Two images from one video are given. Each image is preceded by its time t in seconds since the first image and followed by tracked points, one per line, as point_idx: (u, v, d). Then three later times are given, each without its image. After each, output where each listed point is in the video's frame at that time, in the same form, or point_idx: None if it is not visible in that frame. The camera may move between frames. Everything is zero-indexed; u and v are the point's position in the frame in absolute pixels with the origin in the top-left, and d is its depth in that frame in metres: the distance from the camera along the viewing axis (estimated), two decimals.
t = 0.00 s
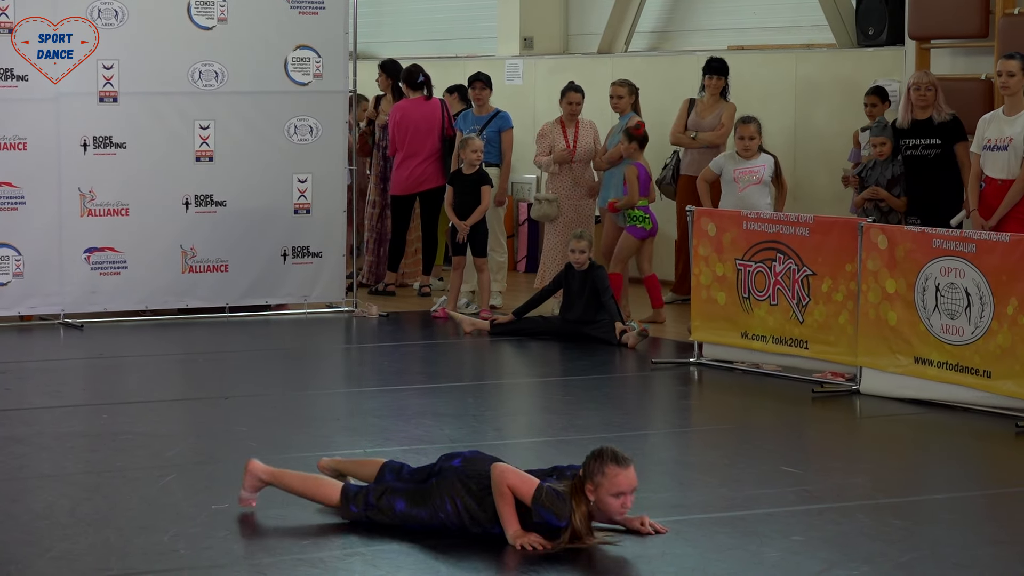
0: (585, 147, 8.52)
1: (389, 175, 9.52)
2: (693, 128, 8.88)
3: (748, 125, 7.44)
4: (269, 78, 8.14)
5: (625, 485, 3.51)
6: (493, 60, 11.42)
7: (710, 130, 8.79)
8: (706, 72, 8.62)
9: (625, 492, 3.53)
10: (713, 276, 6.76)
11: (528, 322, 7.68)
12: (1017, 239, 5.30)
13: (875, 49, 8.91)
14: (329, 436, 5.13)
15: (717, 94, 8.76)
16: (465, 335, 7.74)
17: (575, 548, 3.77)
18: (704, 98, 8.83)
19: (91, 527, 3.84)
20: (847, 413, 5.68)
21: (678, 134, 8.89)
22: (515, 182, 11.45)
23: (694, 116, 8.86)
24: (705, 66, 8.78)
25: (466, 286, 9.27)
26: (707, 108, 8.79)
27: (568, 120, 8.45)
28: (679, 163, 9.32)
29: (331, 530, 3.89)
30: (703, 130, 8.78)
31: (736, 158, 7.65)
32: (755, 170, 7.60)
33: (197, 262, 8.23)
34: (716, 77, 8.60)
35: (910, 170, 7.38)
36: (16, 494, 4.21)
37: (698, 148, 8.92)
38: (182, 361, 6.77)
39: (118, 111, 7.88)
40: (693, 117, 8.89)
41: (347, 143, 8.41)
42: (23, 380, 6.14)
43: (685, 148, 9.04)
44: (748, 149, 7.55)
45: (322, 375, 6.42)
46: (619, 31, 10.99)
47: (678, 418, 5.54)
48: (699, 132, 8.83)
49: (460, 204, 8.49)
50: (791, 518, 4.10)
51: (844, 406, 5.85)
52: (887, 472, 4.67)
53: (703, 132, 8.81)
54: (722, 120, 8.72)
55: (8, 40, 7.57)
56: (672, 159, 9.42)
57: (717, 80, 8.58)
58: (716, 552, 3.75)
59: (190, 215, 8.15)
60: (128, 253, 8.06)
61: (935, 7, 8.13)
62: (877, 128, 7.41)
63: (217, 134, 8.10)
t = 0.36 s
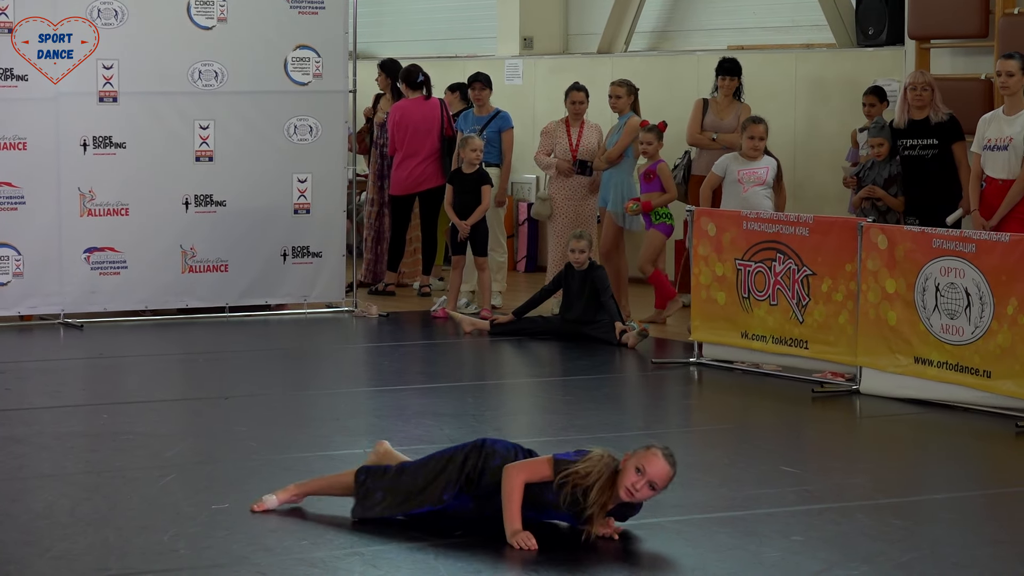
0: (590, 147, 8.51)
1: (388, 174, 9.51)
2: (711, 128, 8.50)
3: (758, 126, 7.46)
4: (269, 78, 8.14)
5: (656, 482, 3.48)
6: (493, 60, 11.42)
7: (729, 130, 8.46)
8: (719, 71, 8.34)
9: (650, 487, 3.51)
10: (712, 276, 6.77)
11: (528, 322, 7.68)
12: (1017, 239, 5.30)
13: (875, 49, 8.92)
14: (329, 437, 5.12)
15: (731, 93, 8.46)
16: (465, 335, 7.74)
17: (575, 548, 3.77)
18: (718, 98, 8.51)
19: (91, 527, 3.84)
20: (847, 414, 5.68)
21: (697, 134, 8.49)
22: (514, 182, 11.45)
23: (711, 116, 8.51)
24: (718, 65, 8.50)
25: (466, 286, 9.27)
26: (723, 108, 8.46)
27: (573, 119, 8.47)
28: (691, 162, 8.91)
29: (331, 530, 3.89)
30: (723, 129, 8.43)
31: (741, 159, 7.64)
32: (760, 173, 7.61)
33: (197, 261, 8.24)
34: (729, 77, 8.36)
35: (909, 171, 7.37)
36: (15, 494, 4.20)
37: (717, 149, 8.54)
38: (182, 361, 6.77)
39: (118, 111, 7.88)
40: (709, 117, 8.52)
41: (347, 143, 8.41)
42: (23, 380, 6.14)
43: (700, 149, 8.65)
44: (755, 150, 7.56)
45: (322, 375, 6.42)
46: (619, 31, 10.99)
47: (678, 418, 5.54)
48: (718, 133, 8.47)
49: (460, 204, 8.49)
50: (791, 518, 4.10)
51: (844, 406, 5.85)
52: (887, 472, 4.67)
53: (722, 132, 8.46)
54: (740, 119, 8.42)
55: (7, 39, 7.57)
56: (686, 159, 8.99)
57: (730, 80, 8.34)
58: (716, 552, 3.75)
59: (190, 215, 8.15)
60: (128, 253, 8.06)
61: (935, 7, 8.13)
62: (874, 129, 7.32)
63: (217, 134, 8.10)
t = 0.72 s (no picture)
0: (587, 145, 8.48)
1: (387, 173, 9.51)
2: (719, 131, 8.33)
3: (772, 125, 7.28)
4: (269, 78, 8.14)
5: (678, 484, 3.56)
6: (492, 61, 11.42)
7: (738, 132, 8.32)
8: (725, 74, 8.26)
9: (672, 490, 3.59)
10: (712, 276, 6.77)
11: (528, 322, 7.69)
12: (1016, 239, 5.30)
13: (874, 49, 8.92)
14: (328, 436, 5.12)
15: (735, 96, 8.36)
16: (464, 335, 7.74)
17: (575, 548, 3.77)
18: (722, 101, 8.37)
19: (90, 527, 3.84)
20: (847, 414, 5.67)
21: (706, 138, 8.30)
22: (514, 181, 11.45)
23: (718, 119, 8.34)
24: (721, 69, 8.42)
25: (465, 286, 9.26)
26: (730, 110, 8.33)
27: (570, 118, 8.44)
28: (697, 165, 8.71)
29: (330, 530, 3.89)
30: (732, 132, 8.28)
31: (755, 160, 7.51)
32: (773, 174, 7.48)
33: (197, 261, 8.23)
34: (733, 81, 8.30)
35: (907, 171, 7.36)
36: (15, 495, 4.20)
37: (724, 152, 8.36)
38: (181, 361, 6.77)
39: (118, 111, 7.88)
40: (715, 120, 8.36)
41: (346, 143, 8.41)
42: (23, 381, 6.13)
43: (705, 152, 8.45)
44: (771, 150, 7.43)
45: (322, 375, 6.42)
46: (618, 31, 10.99)
47: (677, 418, 5.54)
48: (727, 135, 8.32)
49: (457, 203, 8.48)
50: (791, 518, 4.10)
51: (843, 406, 5.85)
52: (886, 472, 4.67)
53: (731, 134, 8.30)
54: (748, 121, 8.30)
55: (7, 39, 7.57)
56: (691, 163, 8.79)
57: (733, 85, 8.29)
58: (717, 552, 3.74)
59: (189, 215, 8.14)
60: (128, 253, 8.06)
61: (935, 7, 8.13)
62: (870, 131, 7.41)
63: (216, 134, 8.10)
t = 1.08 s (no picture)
0: (578, 146, 8.47)
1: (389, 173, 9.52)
2: (725, 130, 8.35)
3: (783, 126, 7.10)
4: (270, 78, 8.14)
5: (678, 463, 3.79)
6: (493, 61, 11.42)
7: (744, 131, 8.37)
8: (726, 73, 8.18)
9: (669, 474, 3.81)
10: (713, 276, 6.77)
11: (529, 322, 7.69)
12: (1017, 240, 5.30)
13: (875, 49, 8.92)
14: (329, 437, 5.12)
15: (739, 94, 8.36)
16: (465, 335, 7.74)
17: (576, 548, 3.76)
18: (726, 100, 8.38)
19: (91, 527, 3.84)
20: (848, 414, 5.67)
21: (713, 137, 8.32)
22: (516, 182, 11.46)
23: (723, 118, 8.37)
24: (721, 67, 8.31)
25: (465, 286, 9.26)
26: (735, 109, 8.36)
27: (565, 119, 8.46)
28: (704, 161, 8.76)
29: (331, 530, 3.88)
30: (739, 131, 8.34)
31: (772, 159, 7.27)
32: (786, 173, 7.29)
33: (198, 262, 8.24)
34: (735, 80, 8.22)
35: (910, 171, 7.36)
36: (15, 495, 4.20)
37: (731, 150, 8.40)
38: (182, 361, 6.77)
39: (118, 111, 7.88)
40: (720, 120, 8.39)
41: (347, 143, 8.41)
42: (23, 381, 6.13)
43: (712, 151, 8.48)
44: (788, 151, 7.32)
45: (323, 376, 6.42)
46: (619, 31, 10.98)
47: (678, 418, 5.54)
48: (733, 134, 8.35)
49: (456, 204, 8.49)
50: (791, 518, 4.09)
51: (844, 406, 5.84)
52: (887, 472, 4.67)
53: (737, 133, 8.35)
54: (754, 120, 8.36)
55: (8, 40, 7.57)
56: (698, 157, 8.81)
57: (735, 84, 8.22)
58: (717, 552, 3.74)
59: (190, 216, 8.15)
60: (129, 253, 8.06)
61: (936, 7, 8.13)
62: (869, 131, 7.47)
63: (218, 134, 8.10)
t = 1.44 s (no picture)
0: (576, 146, 8.49)
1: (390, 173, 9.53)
2: (730, 130, 8.37)
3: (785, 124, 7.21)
4: (270, 79, 8.14)
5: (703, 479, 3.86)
6: (493, 61, 11.42)
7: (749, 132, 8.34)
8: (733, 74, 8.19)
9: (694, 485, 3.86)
10: (713, 276, 6.77)
11: (529, 322, 7.69)
12: (1018, 239, 5.30)
13: (875, 49, 8.92)
14: (329, 436, 5.13)
15: (744, 95, 8.33)
16: (465, 335, 7.75)
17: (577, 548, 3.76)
18: (731, 101, 8.38)
19: (91, 527, 3.84)
20: (848, 414, 5.67)
21: (718, 138, 8.35)
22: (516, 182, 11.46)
23: (728, 119, 8.37)
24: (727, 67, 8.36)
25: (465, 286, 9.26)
26: (740, 109, 8.33)
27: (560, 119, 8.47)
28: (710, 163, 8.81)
29: (331, 531, 3.88)
30: (743, 132, 8.31)
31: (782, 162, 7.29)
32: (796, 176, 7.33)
33: (198, 262, 8.24)
34: (739, 80, 8.24)
35: (911, 171, 7.36)
36: (16, 495, 4.20)
37: (737, 151, 8.43)
38: (182, 361, 6.77)
39: (118, 111, 7.88)
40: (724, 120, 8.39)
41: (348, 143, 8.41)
42: (24, 381, 6.13)
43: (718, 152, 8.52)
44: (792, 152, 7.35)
45: (323, 376, 6.42)
46: (619, 31, 10.98)
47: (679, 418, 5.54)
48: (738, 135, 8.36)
49: (449, 204, 8.51)
50: (792, 518, 4.09)
51: (845, 406, 5.84)
52: (888, 473, 4.66)
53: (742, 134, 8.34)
54: (758, 121, 8.30)
55: (8, 40, 7.58)
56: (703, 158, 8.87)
57: (740, 84, 8.21)
58: (718, 552, 3.74)
59: (190, 216, 8.14)
60: (129, 253, 8.06)
61: (936, 7, 8.13)
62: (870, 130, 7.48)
63: (218, 135, 8.10)
